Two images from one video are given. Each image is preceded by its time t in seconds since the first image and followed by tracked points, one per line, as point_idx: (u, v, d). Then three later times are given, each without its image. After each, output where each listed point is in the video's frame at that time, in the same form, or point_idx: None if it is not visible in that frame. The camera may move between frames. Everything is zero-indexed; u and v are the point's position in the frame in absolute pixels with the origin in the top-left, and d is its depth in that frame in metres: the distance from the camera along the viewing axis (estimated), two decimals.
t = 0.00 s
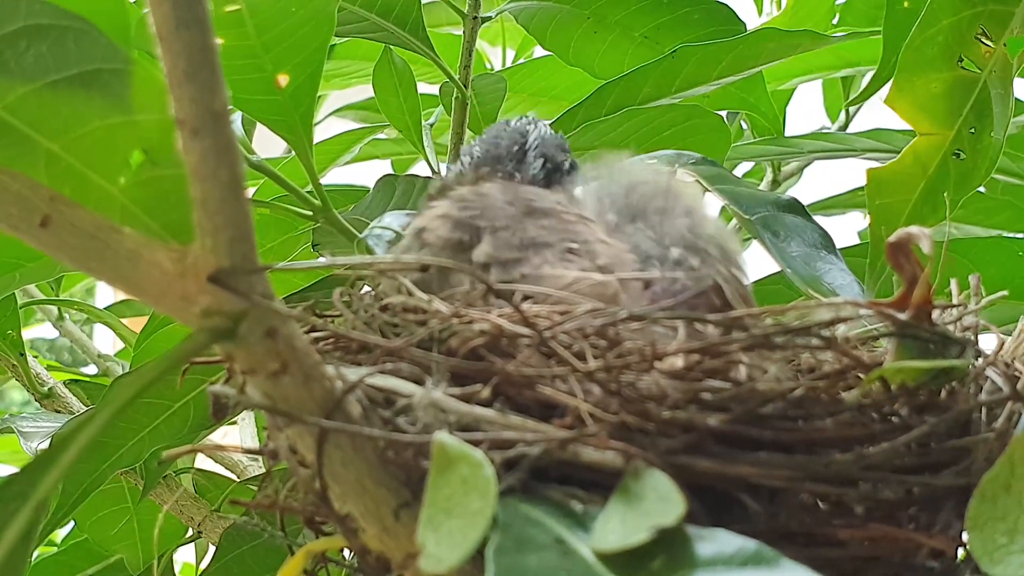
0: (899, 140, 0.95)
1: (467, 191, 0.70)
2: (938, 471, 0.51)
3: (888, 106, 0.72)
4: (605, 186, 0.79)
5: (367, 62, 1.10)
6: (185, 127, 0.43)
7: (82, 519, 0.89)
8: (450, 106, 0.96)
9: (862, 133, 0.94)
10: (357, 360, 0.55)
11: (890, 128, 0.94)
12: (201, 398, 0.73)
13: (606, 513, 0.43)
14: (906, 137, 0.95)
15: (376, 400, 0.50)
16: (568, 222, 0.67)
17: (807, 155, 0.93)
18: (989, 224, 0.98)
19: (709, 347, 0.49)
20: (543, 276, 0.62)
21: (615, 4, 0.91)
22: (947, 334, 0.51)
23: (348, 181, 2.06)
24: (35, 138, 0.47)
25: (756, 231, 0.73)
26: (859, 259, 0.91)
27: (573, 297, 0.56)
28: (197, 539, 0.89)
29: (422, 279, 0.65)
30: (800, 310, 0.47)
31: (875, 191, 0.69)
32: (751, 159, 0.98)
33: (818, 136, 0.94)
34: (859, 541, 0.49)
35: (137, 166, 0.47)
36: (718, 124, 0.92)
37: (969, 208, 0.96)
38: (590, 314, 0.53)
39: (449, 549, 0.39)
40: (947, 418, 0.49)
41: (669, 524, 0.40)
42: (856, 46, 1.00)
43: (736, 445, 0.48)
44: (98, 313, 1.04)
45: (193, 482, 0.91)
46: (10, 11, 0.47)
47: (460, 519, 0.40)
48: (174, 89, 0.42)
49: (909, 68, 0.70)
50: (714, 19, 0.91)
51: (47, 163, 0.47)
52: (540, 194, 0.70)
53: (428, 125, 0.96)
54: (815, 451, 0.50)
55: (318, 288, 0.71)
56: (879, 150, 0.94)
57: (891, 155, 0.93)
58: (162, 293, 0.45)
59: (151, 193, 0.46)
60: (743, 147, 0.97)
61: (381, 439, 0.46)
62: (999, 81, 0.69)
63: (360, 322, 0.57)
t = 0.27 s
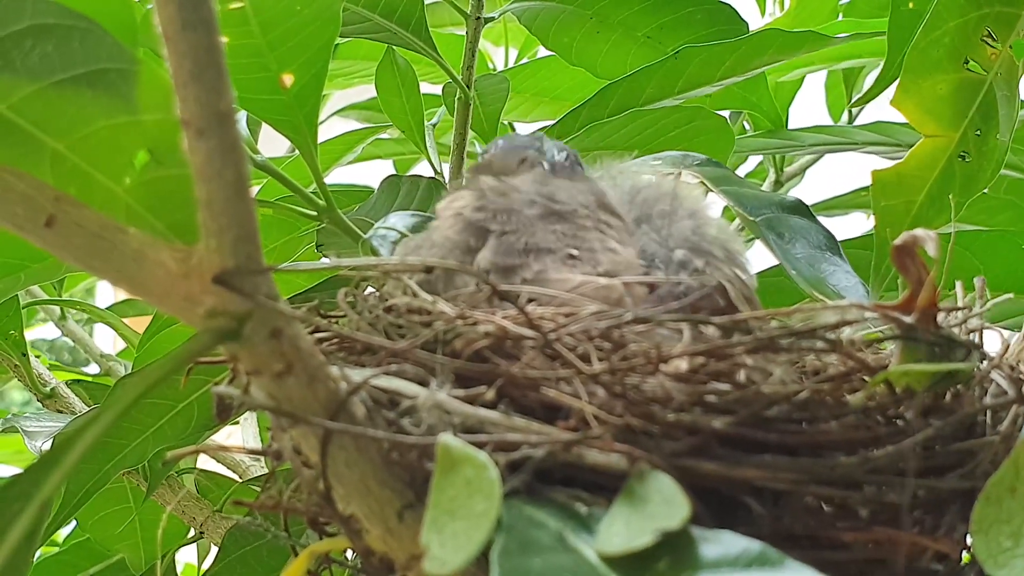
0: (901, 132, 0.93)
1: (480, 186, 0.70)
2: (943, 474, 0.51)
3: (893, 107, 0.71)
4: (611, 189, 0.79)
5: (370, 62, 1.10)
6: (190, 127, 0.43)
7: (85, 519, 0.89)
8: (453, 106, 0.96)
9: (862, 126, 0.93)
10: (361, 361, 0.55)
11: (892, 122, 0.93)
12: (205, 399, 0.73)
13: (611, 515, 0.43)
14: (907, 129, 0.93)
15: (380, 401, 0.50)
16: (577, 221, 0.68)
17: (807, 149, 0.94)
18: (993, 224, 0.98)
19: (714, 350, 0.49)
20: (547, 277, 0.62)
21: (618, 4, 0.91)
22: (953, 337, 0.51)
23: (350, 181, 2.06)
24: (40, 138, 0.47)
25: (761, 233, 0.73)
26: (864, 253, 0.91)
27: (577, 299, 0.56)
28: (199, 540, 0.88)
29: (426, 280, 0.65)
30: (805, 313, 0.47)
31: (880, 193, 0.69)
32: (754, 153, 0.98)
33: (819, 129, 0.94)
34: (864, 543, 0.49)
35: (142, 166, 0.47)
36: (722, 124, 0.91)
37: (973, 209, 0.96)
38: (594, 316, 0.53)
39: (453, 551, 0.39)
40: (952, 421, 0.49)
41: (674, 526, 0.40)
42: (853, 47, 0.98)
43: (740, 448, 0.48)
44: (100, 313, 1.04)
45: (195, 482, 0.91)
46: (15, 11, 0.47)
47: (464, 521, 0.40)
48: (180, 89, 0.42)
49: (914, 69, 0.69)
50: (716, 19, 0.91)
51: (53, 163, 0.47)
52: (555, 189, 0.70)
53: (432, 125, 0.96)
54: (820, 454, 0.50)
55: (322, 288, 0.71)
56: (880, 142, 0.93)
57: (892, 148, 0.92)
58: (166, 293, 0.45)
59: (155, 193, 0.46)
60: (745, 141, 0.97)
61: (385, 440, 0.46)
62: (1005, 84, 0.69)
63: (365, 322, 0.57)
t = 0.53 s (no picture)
0: (897, 134, 0.93)
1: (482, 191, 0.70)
2: (941, 474, 0.51)
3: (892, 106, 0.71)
4: (609, 188, 0.79)
5: (370, 61, 1.10)
6: (188, 127, 0.43)
7: (84, 518, 0.89)
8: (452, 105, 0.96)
9: (857, 127, 0.93)
10: (359, 361, 0.55)
11: (887, 123, 0.93)
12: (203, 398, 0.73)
13: (609, 515, 0.43)
14: (903, 131, 0.93)
15: (378, 401, 0.50)
16: (577, 219, 0.68)
17: (802, 150, 0.94)
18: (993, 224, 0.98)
19: (712, 350, 0.49)
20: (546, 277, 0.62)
21: (617, 3, 0.91)
22: (952, 336, 0.51)
23: (350, 180, 2.06)
24: (37, 137, 0.47)
25: (759, 232, 0.73)
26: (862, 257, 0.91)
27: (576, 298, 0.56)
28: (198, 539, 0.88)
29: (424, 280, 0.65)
30: (804, 312, 0.47)
31: (880, 193, 0.69)
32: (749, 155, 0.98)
33: (813, 130, 0.94)
34: (862, 544, 0.48)
35: (139, 166, 0.47)
36: (722, 123, 0.91)
37: (973, 209, 0.96)
38: (593, 315, 0.53)
39: (451, 551, 0.39)
40: (951, 421, 0.49)
41: (672, 526, 0.40)
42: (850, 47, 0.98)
43: (739, 448, 0.48)
44: (99, 313, 1.04)
45: (194, 482, 0.91)
46: (13, 10, 0.47)
47: (462, 520, 0.40)
48: (177, 89, 0.42)
49: (914, 69, 0.69)
50: (715, 18, 0.91)
51: (50, 162, 0.47)
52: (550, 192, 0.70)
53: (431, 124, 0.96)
54: (818, 454, 0.49)
55: (321, 288, 0.71)
56: (875, 144, 0.93)
57: (887, 150, 0.92)
58: (164, 293, 0.45)
59: (154, 193, 0.46)
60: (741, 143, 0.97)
61: (383, 439, 0.46)
62: (1004, 83, 0.69)
63: (364, 322, 0.57)
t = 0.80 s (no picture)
0: (890, 136, 0.93)
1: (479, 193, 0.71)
2: (935, 472, 0.51)
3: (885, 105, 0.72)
4: (605, 189, 0.79)
5: (365, 60, 1.10)
6: (182, 127, 0.43)
7: (80, 518, 0.89)
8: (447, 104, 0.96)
9: (851, 128, 0.94)
10: (354, 361, 0.55)
11: (881, 125, 0.94)
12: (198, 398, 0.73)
13: (603, 514, 0.43)
14: (896, 132, 0.93)
15: (373, 400, 0.50)
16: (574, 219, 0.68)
17: (796, 151, 0.94)
18: (988, 222, 0.98)
19: (706, 349, 0.49)
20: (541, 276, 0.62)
21: (612, 3, 0.91)
22: (945, 334, 0.51)
23: (346, 178, 2.06)
24: (31, 138, 0.47)
25: (753, 231, 0.73)
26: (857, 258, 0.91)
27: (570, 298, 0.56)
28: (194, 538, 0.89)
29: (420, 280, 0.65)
30: (797, 311, 0.47)
31: (873, 191, 0.69)
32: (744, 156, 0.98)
33: (807, 131, 0.94)
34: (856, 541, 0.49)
35: (133, 167, 0.47)
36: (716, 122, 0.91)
37: (967, 206, 0.96)
38: (587, 314, 0.53)
39: (446, 550, 0.39)
40: (944, 419, 0.49)
41: (666, 525, 0.40)
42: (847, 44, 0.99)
43: (734, 446, 0.48)
44: (95, 312, 1.04)
45: (190, 481, 0.91)
46: (7, 10, 0.46)
47: (457, 519, 0.40)
48: (171, 89, 0.42)
49: (907, 67, 0.70)
50: (710, 18, 0.91)
51: (44, 164, 0.47)
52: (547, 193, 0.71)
53: (426, 124, 0.96)
54: (812, 452, 0.50)
55: (316, 288, 0.71)
56: (869, 145, 0.93)
57: (880, 151, 0.92)
58: (159, 293, 0.45)
59: (148, 193, 0.46)
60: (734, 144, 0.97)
61: (378, 439, 0.46)
62: (997, 81, 0.69)
63: (358, 321, 0.57)
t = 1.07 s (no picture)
0: (890, 141, 0.94)
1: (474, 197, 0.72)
2: (930, 469, 0.51)
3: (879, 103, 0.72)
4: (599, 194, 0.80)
5: (361, 60, 1.10)
6: (175, 127, 0.43)
7: (78, 519, 0.89)
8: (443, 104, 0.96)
9: (852, 133, 0.94)
10: (348, 360, 0.55)
11: (881, 129, 0.94)
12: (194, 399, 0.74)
13: (598, 512, 0.43)
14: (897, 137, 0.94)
15: (368, 400, 0.50)
16: (568, 221, 0.69)
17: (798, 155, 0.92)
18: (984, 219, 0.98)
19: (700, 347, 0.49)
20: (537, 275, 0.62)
21: (607, 2, 0.91)
22: (939, 331, 0.51)
23: (343, 179, 2.06)
24: (25, 139, 0.47)
25: (749, 230, 0.72)
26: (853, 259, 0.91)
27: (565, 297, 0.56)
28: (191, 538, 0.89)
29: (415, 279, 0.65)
30: (791, 309, 0.47)
31: (867, 189, 0.69)
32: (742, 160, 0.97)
33: (809, 136, 0.93)
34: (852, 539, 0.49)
35: (126, 167, 0.47)
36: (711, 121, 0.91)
37: (963, 205, 0.96)
38: (582, 313, 0.53)
39: (441, 549, 0.39)
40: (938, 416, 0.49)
41: (660, 523, 0.40)
42: (844, 45, 1.00)
43: (729, 444, 0.48)
44: (92, 314, 1.04)
45: (188, 482, 0.91)
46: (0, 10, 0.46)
47: (452, 518, 0.40)
48: (163, 89, 0.42)
49: (900, 65, 0.70)
50: (705, 16, 0.91)
51: (38, 164, 0.47)
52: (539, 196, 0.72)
53: (422, 124, 0.96)
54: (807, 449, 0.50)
55: (312, 288, 0.71)
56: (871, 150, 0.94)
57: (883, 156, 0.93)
58: (152, 293, 0.45)
59: (141, 194, 0.46)
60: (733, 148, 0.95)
61: (373, 438, 0.46)
62: (991, 79, 0.69)
63: (353, 321, 0.57)
